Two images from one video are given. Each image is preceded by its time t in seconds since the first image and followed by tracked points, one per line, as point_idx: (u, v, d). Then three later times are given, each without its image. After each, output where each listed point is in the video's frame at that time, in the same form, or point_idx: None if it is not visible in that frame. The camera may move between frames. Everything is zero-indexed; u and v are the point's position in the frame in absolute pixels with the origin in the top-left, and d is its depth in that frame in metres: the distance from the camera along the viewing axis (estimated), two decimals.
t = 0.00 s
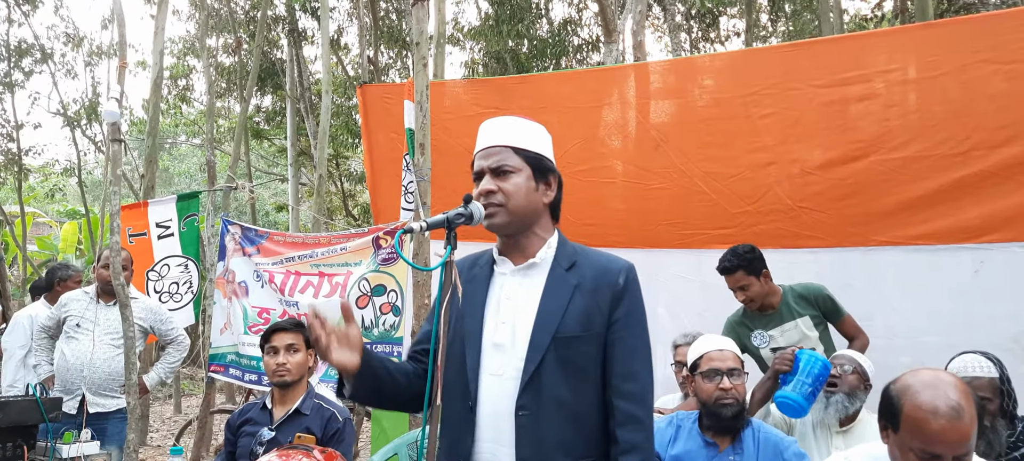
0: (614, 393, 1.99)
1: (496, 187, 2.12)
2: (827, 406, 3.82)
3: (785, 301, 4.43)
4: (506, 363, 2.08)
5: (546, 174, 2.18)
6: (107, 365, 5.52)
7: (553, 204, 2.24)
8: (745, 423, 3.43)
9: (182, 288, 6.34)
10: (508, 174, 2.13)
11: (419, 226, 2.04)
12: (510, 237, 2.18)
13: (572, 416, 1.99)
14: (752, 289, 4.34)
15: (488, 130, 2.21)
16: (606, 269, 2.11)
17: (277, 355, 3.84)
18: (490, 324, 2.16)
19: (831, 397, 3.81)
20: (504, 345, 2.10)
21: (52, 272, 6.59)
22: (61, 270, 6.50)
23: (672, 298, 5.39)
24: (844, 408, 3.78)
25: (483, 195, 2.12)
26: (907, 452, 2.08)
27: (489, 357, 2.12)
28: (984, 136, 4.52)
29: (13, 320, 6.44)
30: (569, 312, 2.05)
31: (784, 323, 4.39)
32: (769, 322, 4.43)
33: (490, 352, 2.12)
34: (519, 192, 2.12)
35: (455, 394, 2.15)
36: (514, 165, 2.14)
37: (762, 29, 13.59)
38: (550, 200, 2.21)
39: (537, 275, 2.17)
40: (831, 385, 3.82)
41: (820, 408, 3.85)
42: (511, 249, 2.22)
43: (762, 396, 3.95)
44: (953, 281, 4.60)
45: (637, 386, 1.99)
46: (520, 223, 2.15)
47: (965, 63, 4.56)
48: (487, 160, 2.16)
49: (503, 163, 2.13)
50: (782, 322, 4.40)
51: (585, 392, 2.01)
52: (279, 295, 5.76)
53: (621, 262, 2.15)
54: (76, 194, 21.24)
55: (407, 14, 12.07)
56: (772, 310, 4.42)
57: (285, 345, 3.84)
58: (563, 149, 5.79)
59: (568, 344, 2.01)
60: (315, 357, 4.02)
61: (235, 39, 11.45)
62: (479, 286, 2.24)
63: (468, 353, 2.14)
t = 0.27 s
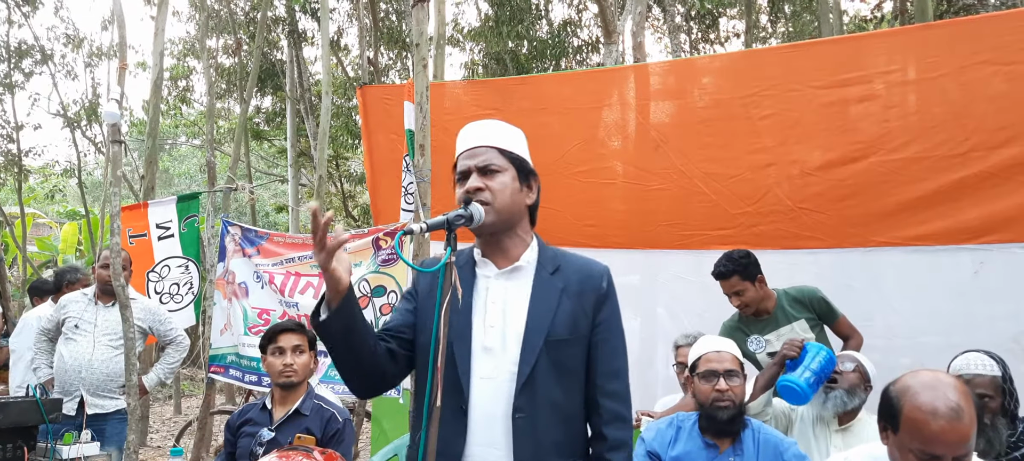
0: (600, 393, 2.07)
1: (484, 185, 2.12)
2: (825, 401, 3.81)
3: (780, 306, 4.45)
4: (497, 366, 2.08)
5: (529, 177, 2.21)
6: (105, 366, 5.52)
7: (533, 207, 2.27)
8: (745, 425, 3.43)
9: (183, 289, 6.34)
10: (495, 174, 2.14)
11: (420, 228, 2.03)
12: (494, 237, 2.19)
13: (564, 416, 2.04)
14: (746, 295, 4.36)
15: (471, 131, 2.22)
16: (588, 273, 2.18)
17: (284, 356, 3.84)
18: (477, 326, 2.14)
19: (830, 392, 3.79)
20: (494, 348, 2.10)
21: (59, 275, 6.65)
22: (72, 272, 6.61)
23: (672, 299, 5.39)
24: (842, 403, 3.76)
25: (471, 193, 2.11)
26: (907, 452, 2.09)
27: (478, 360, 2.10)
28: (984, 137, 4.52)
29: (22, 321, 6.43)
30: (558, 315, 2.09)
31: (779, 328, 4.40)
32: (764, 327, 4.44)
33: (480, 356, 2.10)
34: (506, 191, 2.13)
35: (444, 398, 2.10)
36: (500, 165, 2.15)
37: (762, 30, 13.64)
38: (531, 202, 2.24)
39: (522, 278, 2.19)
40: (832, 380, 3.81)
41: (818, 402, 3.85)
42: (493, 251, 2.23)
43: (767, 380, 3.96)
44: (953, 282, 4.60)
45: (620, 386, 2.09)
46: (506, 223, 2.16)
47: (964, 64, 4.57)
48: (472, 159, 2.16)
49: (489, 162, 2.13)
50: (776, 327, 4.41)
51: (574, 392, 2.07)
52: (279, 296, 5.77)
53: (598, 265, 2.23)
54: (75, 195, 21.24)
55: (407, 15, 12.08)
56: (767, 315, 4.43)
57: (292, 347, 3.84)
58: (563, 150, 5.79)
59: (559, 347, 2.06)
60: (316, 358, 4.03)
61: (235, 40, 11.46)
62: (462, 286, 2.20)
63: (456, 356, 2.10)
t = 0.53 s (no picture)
0: (587, 396, 2.10)
1: (485, 190, 2.11)
2: (825, 396, 3.81)
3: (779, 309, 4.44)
4: (492, 370, 2.08)
5: (522, 184, 2.23)
6: (104, 366, 5.51)
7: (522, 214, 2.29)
8: (745, 425, 3.43)
9: (183, 289, 6.33)
10: (495, 179, 2.14)
11: (422, 226, 2.01)
12: (487, 242, 2.18)
13: (557, 419, 2.06)
14: (746, 296, 4.35)
15: (467, 135, 2.20)
16: (575, 278, 2.19)
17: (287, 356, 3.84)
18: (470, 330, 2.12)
19: (832, 388, 3.80)
20: (489, 352, 2.09)
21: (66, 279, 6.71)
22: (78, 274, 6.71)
23: (672, 299, 5.39)
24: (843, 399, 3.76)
25: (473, 196, 2.09)
26: (908, 452, 2.08)
27: (472, 364, 2.09)
28: (984, 137, 4.52)
29: (27, 320, 6.37)
30: (550, 320, 2.10)
31: (779, 329, 4.40)
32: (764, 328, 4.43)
33: (474, 360, 2.09)
34: (506, 197, 2.13)
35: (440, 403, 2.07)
36: (500, 170, 2.15)
37: (761, 30, 13.64)
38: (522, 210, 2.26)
39: (512, 283, 2.19)
40: (834, 376, 3.82)
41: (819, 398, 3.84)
42: (482, 256, 2.22)
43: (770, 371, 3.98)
44: (953, 282, 4.60)
45: (606, 389, 2.13)
46: (502, 229, 2.16)
47: (964, 64, 4.57)
48: (472, 162, 2.14)
49: (490, 167, 2.13)
50: (777, 327, 4.40)
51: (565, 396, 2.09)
52: (278, 297, 5.77)
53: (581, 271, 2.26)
54: (75, 195, 21.25)
55: (407, 16, 12.08)
56: (766, 317, 4.43)
57: (294, 347, 3.84)
58: (563, 151, 5.80)
59: (553, 351, 2.07)
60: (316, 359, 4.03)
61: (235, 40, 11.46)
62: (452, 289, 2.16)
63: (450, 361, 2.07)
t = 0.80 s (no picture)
0: (576, 396, 2.12)
1: (488, 194, 2.11)
2: (826, 395, 3.81)
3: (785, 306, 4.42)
4: (488, 371, 2.08)
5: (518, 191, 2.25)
6: (105, 367, 5.52)
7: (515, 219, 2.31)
8: (744, 425, 3.43)
9: (183, 289, 6.33)
10: (497, 184, 2.15)
11: (422, 229, 2.00)
12: (483, 245, 2.18)
13: (550, 419, 2.08)
14: (750, 292, 4.36)
15: (470, 136, 2.20)
16: (565, 280, 2.21)
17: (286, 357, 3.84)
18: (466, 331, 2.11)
19: (833, 386, 3.80)
20: (485, 352, 2.10)
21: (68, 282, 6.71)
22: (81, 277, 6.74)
23: (671, 300, 5.39)
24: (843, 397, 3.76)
25: (476, 200, 2.09)
26: (908, 453, 2.09)
27: (470, 364, 2.09)
28: (983, 137, 4.52)
29: (30, 320, 6.36)
30: (544, 322, 2.12)
31: (783, 326, 4.38)
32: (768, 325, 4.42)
33: (471, 360, 2.09)
34: (507, 203, 2.15)
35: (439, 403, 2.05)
36: (502, 176, 2.16)
37: (762, 31, 13.63)
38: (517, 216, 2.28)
39: (505, 284, 2.19)
40: (836, 375, 3.81)
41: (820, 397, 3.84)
42: (475, 258, 2.21)
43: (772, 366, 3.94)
44: (952, 283, 4.60)
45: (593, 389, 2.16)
46: (500, 233, 2.17)
47: (964, 64, 4.57)
48: (475, 165, 2.14)
49: (493, 172, 2.14)
50: (780, 325, 4.39)
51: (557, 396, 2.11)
52: (278, 297, 5.76)
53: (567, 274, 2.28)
54: (75, 196, 21.26)
55: (407, 16, 12.09)
56: (772, 313, 4.42)
57: (296, 348, 3.85)
58: (563, 151, 5.80)
59: (546, 352, 2.09)
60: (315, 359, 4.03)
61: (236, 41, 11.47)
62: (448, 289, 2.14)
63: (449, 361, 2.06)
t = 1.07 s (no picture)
0: (574, 396, 2.10)
1: (489, 195, 2.11)
2: (826, 394, 3.81)
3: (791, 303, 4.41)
4: (483, 370, 2.08)
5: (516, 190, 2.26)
6: (106, 368, 5.52)
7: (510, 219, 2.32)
8: (744, 427, 3.43)
9: (183, 290, 6.33)
10: (497, 184, 2.15)
11: (423, 228, 2.00)
12: (481, 244, 2.18)
13: (546, 418, 2.06)
14: (755, 287, 4.36)
15: (470, 135, 2.19)
16: (561, 278, 2.19)
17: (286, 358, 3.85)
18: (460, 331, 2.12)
19: (834, 384, 3.80)
20: (478, 352, 2.10)
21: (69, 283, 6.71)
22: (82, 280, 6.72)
23: (671, 300, 5.39)
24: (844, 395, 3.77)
25: (477, 200, 2.09)
26: (909, 453, 2.09)
27: (463, 365, 2.09)
28: (984, 138, 4.51)
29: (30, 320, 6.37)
30: (538, 321, 2.10)
31: (789, 323, 4.35)
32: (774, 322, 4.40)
33: (465, 361, 2.09)
34: (507, 203, 2.16)
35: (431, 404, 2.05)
36: (503, 176, 2.17)
37: (762, 31, 13.61)
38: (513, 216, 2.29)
39: (500, 284, 2.20)
40: (838, 374, 3.81)
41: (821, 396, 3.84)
42: (472, 257, 2.22)
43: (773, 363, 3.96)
44: (953, 283, 4.59)
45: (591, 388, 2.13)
46: (498, 233, 2.18)
47: (964, 64, 4.57)
48: (476, 165, 2.14)
49: (495, 172, 2.14)
50: (786, 322, 4.37)
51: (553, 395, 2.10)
52: (279, 297, 5.76)
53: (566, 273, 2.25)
54: (75, 196, 21.26)
55: (407, 17, 12.09)
56: (778, 309, 4.41)
57: (297, 349, 3.86)
58: (563, 151, 5.80)
59: (540, 352, 2.07)
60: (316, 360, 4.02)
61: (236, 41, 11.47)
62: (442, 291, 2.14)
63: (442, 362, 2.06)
